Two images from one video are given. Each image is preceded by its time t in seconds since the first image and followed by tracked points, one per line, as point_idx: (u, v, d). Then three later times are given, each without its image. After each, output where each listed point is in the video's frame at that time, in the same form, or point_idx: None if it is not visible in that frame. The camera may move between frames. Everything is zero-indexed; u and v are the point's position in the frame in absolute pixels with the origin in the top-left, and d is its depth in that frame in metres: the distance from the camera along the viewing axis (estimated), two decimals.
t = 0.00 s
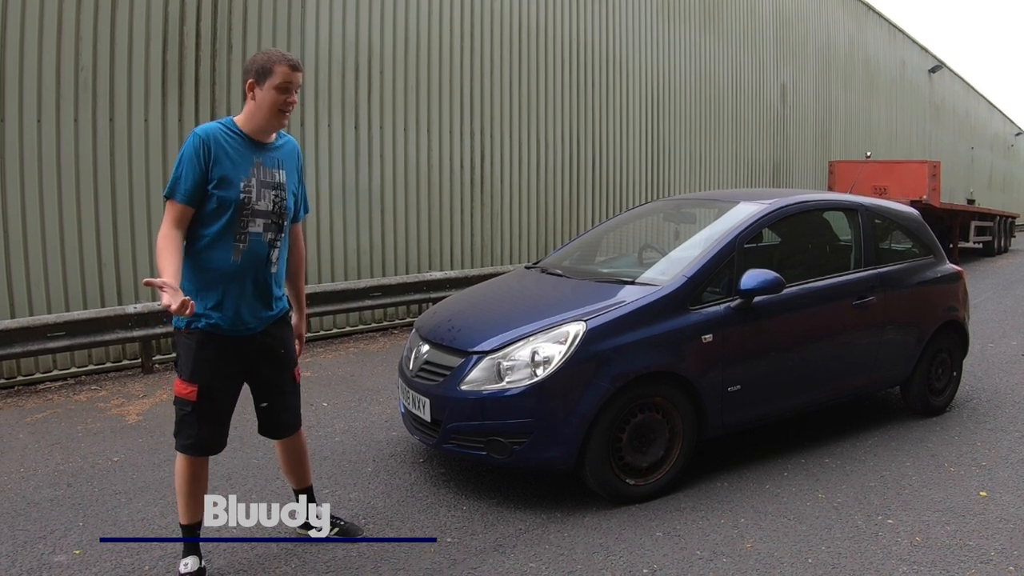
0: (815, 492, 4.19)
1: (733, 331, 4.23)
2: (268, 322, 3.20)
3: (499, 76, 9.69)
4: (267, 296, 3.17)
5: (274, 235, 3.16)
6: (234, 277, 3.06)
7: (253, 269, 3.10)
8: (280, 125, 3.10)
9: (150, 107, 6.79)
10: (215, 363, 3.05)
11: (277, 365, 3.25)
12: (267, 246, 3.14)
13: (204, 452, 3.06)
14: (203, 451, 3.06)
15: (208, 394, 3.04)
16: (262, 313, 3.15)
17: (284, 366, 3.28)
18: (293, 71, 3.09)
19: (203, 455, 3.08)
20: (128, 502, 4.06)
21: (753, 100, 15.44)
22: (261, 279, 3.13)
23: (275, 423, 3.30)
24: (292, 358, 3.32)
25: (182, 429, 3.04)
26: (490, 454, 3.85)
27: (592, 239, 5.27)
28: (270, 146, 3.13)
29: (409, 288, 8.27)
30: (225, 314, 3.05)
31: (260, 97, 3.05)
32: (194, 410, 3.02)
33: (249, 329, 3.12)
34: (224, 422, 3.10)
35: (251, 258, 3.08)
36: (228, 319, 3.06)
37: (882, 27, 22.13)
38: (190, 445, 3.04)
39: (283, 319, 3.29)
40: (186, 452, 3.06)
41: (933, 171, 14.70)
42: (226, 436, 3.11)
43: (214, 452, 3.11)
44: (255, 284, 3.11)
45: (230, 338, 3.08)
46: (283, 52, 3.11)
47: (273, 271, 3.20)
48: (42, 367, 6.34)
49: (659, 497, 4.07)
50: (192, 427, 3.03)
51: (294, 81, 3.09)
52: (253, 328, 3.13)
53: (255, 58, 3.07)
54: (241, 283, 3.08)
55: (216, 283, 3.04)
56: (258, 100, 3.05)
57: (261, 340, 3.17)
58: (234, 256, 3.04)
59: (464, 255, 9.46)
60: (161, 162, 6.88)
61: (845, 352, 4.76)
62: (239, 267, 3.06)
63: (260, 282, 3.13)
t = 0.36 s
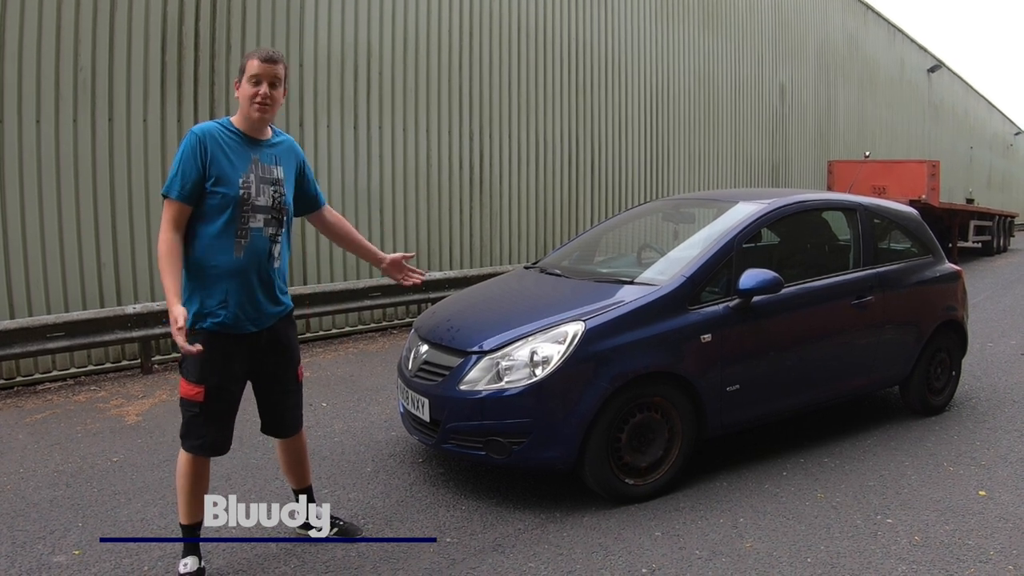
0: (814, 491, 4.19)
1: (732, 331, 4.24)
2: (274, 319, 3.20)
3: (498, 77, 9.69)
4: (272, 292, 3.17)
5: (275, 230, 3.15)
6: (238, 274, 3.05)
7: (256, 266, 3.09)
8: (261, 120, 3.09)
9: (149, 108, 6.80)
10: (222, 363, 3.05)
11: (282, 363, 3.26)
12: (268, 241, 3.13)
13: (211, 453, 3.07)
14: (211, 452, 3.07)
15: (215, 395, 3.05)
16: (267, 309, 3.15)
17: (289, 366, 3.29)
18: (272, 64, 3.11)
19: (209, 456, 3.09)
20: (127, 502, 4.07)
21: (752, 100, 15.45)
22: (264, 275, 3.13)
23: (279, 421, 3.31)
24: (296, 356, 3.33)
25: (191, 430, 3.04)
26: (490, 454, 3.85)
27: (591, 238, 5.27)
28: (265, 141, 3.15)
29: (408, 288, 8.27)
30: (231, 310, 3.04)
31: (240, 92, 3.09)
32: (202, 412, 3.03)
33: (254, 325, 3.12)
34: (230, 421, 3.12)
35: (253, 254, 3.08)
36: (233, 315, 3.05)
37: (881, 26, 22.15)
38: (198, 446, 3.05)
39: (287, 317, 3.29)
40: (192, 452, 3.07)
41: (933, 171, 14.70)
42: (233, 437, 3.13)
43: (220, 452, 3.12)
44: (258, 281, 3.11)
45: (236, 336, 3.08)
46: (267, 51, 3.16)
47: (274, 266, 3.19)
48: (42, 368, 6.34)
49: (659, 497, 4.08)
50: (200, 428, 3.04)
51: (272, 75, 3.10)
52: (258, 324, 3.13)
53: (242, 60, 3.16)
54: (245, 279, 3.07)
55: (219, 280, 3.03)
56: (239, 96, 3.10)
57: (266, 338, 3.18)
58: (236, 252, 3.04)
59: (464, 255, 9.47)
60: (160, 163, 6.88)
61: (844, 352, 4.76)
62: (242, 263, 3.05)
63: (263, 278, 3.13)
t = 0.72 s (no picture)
0: (814, 491, 4.19)
1: (732, 331, 4.24)
2: (271, 320, 3.18)
3: (497, 77, 9.69)
4: (268, 293, 3.14)
5: (268, 230, 3.12)
6: (229, 274, 3.06)
7: (248, 266, 3.08)
8: (257, 119, 3.07)
9: (149, 108, 6.80)
10: (218, 362, 3.08)
11: (284, 364, 3.25)
12: (261, 242, 3.10)
13: (207, 451, 3.09)
14: (209, 449, 3.10)
15: (210, 393, 3.08)
16: (262, 310, 3.13)
17: (292, 367, 3.27)
18: (266, 62, 3.10)
19: (208, 454, 3.11)
20: (127, 503, 4.07)
21: (752, 100, 15.46)
22: (258, 276, 3.11)
23: (282, 422, 3.31)
24: (300, 357, 3.31)
25: (188, 427, 3.08)
26: (490, 454, 3.85)
27: (591, 238, 5.27)
28: (265, 139, 3.12)
29: (408, 288, 8.27)
30: (221, 310, 3.05)
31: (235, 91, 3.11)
32: (196, 408, 3.07)
33: (248, 325, 3.11)
34: (230, 420, 3.13)
35: (244, 254, 3.07)
36: (224, 315, 3.06)
37: (881, 26, 22.17)
38: (194, 442, 3.08)
39: (289, 318, 3.26)
40: (191, 450, 3.10)
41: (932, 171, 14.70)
42: (233, 436, 3.14)
43: (222, 450, 3.15)
44: (251, 281, 3.10)
45: (230, 336, 3.09)
46: (263, 50, 3.16)
47: (271, 266, 3.16)
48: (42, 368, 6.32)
49: (659, 497, 4.08)
50: (196, 425, 3.07)
51: (265, 73, 3.09)
52: (252, 324, 3.12)
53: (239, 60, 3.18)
54: (237, 280, 3.07)
55: (212, 281, 3.06)
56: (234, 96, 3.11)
57: (264, 339, 3.18)
58: (226, 253, 3.04)
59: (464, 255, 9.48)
60: (160, 163, 6.88)
61: (843, 352, 4.76)
62: (232, 264, 3.05)
63: (257, 279, 3.10)
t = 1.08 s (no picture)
0: (814, 491, 4.20)
1: (731, 332, 4.24)
2: (270, 323, 3.18)
3: (497, 79, 9.70)
4: (267, 295, 3.14)
5: (267, 233, 3.11)
6: (228, 276, 3.06)
7: (247, 268, 3.08)
8: (258, 123, 3.07)
9: (149, 109, 6.80)
10: (219, 362, 3.08)
11: (285, 363, 3.25)
12: (260, 245, 3.10)
13: (210, 450, 3.10)
14: (211, 449, 3.10)
15: (212, 393, 3.08)
16: (261, 312, 3.13)
17: (294, 367, 3.27)
18: (267, 66, 3.10)
19: (211, 454, 3.12)
20: (127, 503, 4.07)
21: (751, 100, 15.48)
22: (258, 278, 3.11)
23: (285, 421, 3.31)
24: (303, 357, 3.31)
25: (191, 426, 3.09)
26: (490, 455, 3.85)
27: (591, 238, 5.28)
28: (265, 142, 3.12)
29: (408, 288, 8.28)
30: (220, 312, 3.06)
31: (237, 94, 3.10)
32: (198, 408, 3.07)
33: (247, 327, 3.11)
34: (233, 420, 3.13)
35: (243, 257, 3.07)
36: (223, 317, 3.06)
37: (881, 27, 22.20)
38: (197, 442, 3.08)
39: (290, 320, 3.25)
40: (193, 450, 3.10)
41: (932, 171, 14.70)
42: (235, 436, 3.14)
43: (225, 450, 3.15)
44: (250, 283, 3.09)
45: (230, 337, 3.09)
46: (264, 53, 3.15)
47: (271, 269, 3.15)
48: (42, 368, 6.34)
49: (659, 497, 4.08)
50: (198, 424, 3.08)
51: (267, 77, 3.09)
52: (252, 326, 3.12)
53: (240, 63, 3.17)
54: (235, 282, 3.07)
55: (211, 282, 3.07)
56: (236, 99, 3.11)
57: (264, 340, 3.18)
58: (224, 256, 3.04)
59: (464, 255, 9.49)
60: (160, 163, 6.88)
61: (843, 352, 4.77)
62: (231, 266, 3.06)
63: (256, 281, 3.10)
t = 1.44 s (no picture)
0: (814, 492, 4.20)
1: (732, 332, 4.24)
2: (271, 323, 3.19)
3: (498, 81, 9.71)
4: (269, 294, 3.15)
5: (271, 233, 3.13)
6: (231, 276, 3.06)
7: (250, 268, 3.09)
8: (259, 131, 3.08)
9: (149, 110, 6.80)
10: (219, 363, 3.08)
11: (286, 363, 3.25)
12: (263, 245, 3.11)
13: (210, 451, 3.10)
14: (212, 450, 3.10)
15: (212, 394, 3.08)
16: (264, 311, 3.14)
17: (294, 368, 3.28)
18: (275, 76, 3.08)
19: (212, 455, 3.12)
20: (128, 503, 4.08)
21: (752, 100, 15.47)
22: (260, 278, 3.11)
23: (285, 422, 3.31)
24: (302, 358, 3.31)
25: (191, 428, 3.09)
26: (490, 455, 3.85)
27: (591, 239, 5.28)
28: (269, 144, 3.13)
29: (408, 289, 8.27)
30: (223, 312, 3.05)
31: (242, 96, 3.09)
32: (199, 409, 3.07)
33: (249, 327, 3.12)
34: (233, 421, 3.13)
35: (247, 256, 3.07)
36: (225, 316, 3.06)
37: (881, 27, 22.19)
38: (198, 443, 3.09)
39: (290, 319, 3.26)
40: (193, 452, 3.11)
41: (932, 172, 14.70)
42: (235, 436, 3.14)
43: (225, 451, 3.15)
44: (253, 283, 3.10)
45: (231, 337, 3.09)
46: (273, 59, 3.12)
47: (273, 269, 3.16)
48: (42, 369, 6.35)
49: (659, 497, 4.08)
50: (199, 425, 3.08)
51: (273, 87, 3.07)
52: (253, 325, 3.13)
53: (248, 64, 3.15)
54: (237, 282, 3.07)
55: (213, 282, 3.06)
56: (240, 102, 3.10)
57: (266, 339, 3.18)
58: (228, 255, 3.04)
59: (465, 256, 9.49)
60: (160, 164, 6.89)
61: (843, 353, 4.77)
62: (234, 265, 3.05)
63: (259, 281, 3.11)
